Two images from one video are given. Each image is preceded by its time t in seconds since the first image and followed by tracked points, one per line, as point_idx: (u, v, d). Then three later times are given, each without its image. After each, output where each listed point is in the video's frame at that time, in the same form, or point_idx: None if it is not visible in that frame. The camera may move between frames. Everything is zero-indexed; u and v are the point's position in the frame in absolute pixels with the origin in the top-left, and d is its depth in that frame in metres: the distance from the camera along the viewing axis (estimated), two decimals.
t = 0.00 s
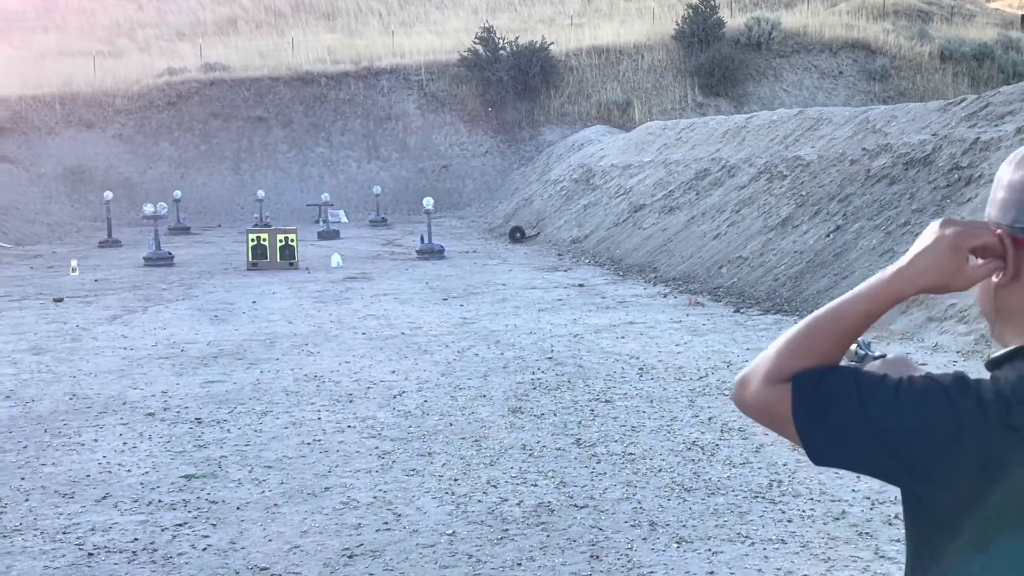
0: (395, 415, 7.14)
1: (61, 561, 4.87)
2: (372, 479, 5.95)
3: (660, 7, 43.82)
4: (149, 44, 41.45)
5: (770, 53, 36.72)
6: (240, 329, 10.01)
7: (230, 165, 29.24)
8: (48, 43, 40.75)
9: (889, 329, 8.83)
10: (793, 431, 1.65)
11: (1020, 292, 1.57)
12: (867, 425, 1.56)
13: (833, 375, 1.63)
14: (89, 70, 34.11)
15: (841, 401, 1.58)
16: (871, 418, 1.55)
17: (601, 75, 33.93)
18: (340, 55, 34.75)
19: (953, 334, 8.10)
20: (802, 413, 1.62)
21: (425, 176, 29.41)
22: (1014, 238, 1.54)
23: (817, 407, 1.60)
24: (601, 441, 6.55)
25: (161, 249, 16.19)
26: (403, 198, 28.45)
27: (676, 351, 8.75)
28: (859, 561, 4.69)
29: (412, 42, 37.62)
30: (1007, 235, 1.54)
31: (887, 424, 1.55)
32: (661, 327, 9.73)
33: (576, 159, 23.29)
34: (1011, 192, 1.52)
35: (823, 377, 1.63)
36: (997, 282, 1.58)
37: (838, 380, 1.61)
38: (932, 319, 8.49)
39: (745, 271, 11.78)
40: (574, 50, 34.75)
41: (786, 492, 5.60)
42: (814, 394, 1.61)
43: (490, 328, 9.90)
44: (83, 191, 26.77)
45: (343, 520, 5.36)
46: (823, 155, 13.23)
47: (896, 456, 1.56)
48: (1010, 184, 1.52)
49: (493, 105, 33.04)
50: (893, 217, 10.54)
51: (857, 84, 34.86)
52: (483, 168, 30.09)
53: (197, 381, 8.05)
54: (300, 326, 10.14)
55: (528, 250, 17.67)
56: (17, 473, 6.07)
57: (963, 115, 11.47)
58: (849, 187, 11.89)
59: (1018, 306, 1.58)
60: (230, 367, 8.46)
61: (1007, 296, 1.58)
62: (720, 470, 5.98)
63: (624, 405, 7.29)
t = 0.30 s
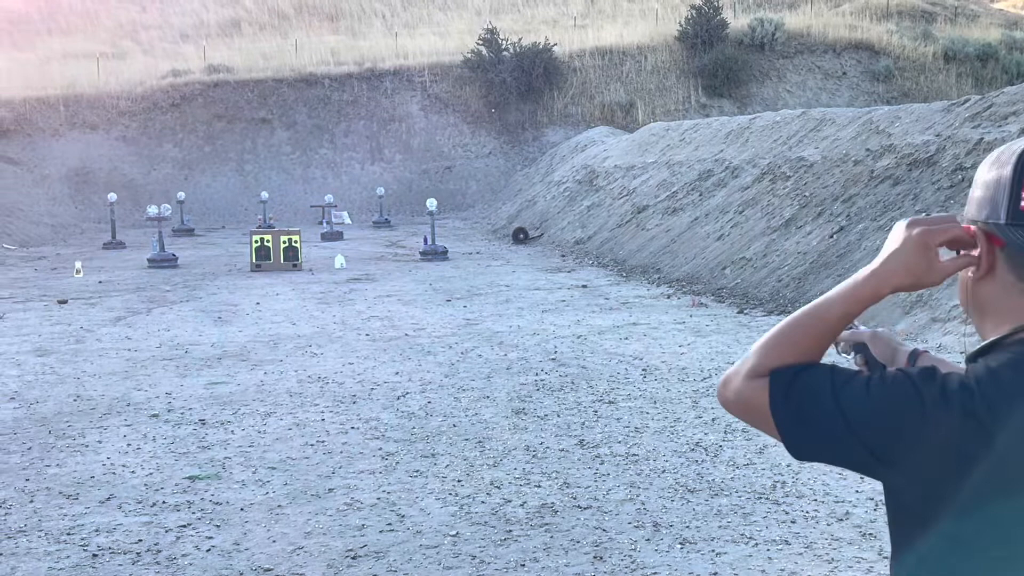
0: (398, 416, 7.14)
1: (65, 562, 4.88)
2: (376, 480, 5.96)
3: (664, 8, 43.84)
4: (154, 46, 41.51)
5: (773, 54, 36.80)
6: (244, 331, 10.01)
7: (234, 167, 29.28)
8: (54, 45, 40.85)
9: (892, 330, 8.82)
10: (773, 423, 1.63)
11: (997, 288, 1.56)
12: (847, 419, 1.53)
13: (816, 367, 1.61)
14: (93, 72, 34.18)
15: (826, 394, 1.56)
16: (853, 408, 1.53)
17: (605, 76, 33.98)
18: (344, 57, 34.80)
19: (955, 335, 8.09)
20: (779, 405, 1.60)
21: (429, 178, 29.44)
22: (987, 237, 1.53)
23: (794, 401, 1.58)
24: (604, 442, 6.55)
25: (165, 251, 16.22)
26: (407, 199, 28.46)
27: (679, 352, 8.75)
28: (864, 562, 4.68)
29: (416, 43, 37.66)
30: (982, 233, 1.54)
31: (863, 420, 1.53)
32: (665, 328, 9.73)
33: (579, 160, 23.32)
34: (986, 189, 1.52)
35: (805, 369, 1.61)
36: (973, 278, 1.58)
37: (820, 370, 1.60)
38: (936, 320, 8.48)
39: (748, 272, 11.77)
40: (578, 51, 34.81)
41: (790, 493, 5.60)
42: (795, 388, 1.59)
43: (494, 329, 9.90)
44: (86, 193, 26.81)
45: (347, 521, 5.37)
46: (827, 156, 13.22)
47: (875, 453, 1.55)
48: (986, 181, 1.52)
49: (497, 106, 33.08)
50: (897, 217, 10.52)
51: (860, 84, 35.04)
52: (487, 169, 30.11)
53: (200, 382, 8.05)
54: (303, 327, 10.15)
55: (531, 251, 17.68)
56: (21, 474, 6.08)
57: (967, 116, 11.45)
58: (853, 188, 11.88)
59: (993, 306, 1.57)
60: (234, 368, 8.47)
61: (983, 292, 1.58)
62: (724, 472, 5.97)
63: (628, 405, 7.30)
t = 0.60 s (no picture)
0: (400, 419, 7.14)
1: (66, 564, 4.87)
2: (377, 483, 5.96)
3: (666, 10, 43.78)
4: (156, 49, 41.53)
5: (775, 56, 36.77)
6: (246, 333, 10.01)
7: (236, 169, 29.28)
8: (56, 47, 40.87)
9: (895, 332, 8.82)
10: (778, 432, 1.79)
11: (994, 291, 1.70)
12: (834, 424, 1.68)
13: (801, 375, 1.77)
14: (95, 74, 34.18)
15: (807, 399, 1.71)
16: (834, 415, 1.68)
17: (606, 79, 33.94)
18: (345, 60, 34.79)
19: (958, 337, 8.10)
20: (783, 410, 1.75)
21: (430, 180, 29.40)
22: (988, 240, 1.67)
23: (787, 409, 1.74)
24: (606, 444, 6.54)
25: (167, 254, 16.22)
26: (409, 201, 28.42)
27: (681, 354, 8.75)
28: (865, 564, 4.69)
29: (417, 45, 37.64)
30: (981, 235, 1.69)
31: (852, 424, 1.67)
32: (667, 331, 9.74)
33: (581, 162, 23.28)
34: (985, 192, 1.68)
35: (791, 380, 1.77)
36: (974, 280, 1.72)
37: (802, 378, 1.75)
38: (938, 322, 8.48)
39: (750, 274, 11.77)
40: (579, 54, 34.77)
41: (791, 495, 5.60)
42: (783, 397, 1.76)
43: (496, 332, 9.89)
44: (88, 195, 26.81)
45: (349, 523, 5.37)
46: (829, 158, 13.22)
47: (872, 452, 1.69)
48: (985, 184, 1.69)
49: (498, 109, 33.05)
50: (898, 220, 10.52)
51: (862, 86, 35.01)
52: (489, 171, 30.05)
53: (202, 385, 8.05)
54: (305, 330, 10.14)
55: (533, 253, 17.66)
56: (23, 477, 6.08)
57: (969, 118, 11.45)
58: (855, 190, 11.88)
59: (992, 307, 1.70)
60: (236, 371, 8.46)
61: (982, 294, 1.72)
62: (726, 473, 5.98)
63: (629, 408, 7.30)
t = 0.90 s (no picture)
0: (400, 422, 7.14)
1: (67, 567, 4.87)
2: (378, 486, 5.95)
3: (667, 13, 43.80)
4: (157, 52, 41.58)
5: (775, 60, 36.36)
6: (247, 336, 10.01)
7: (237, 172, 29.30)
8: (56, 50, 40.89)
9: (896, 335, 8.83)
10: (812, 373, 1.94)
11: (986, 292, 1.75)
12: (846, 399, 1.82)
13: (837, 329, 1.91)
14: (95, 77, 34.22)
15: (825, 368, 1.87)
16: (843, 391, 1.82)
17: (607, 82, 33.97)
18: (346, 63, 34.83)
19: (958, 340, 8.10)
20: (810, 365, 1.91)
21: (431, 183, 29.41)
22: (982, 241, 1.72)
23: (813, 364, 1.91)
24: (606, 447, 6.54)
25: (168, 257, 16.22)
26: (410, 204, 28.43)
27: (681, 357, 8.75)
28: (866, 567, 4.69)
29: (418, 49, 37.68)
30: (976, 236, 1.74)
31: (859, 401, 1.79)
32: (667, 333, 9.74)
33: (582, 165, 23.29)
34: (983, 193, 1.72)
35: (824, 335, 1.92)
36: (967, 281, 1.77)
37: (834, 335, 1.90)
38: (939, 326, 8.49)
39: (751, 276, 11.77)
40: (580, 57, 34.80)
41: (792, 499, 5.60)
42: (813, 356, 1.92)
43: (497, 335, 9.89)
44: (88, 198, 26.82)
45: (349, 526, 5.37)
46: (829, 161, 13.23)
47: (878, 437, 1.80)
48: (983, 186, 1.73)
49: (499, 112, 33.07)
50: (899, 223, 10.52)
51: (863, 90, 35.06)
52: (490, 174, 30.07)
53: (203, 388, 8.05)
54: (306, 333, 10.14)
55: (533, 256, 17.67)
56: (24, 480, 6.08)
57: (969, 122, 11.45)
58: (856, 193, 11.88)
59: (982, 305, 1.76)
60: (237, 374, 8.46)
61: (973, 295, 1.77)
62: (727, 476, 5.98)
63: (630, 411, 7.30)
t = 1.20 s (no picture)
0: (399, 425, 7.13)
1: (65, 571, 4.86)
2: (377, 489, 5.95)
3: (666, 16, 43.79)
4: (156, 55, 41.59)
5: (775, 63, 36.64)
6: (246, 340, 10.00)
7: (237, 175, 29.30)
8: (56, 53, 40.92)
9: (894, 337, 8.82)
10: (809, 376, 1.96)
11: (972, 300, 1.80)
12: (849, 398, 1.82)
13: (835, 338, 1.94)
14: (95, 80, 34.23)
15: (825, 373, 1.89)
16: (842, 394, 1.83)
17: (607, 85, 34.01)
18: (346, 66, 34.86)
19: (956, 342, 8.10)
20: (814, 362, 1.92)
21: (430, 186, 29.41)
22: (965, 250, 1.78)
23: (812, 372, 1.94)
24: (606, 450, 6.54)
25: (168, 260, 16.21)
26: (409, 207, 28.42)
27: (681, 361, 8.75)
28: (865, 571, 4.68)
29: (418, 52, 37.70)
30: (960, 245, 1.79)
31: (863, 400, 1.80)
32: (667, 337, 9.74)
33: (582, 169, 23.31)
34: (963, 203, 1.77)
35: (822, 343, 1.94)
36: (955, 288, 1.83)
37: (832, 342, 1.93)
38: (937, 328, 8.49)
39: (750, 279, 11.77)
40: (580, 60, 34.83)
41: (791, 502, 5.60)
42: (812, 362, 1.94)
43: (495, 338, 9.89)
44: (88, 202, 26.81)
45: (349, 530, 5.36)
46: (828, 165, 13.25)
47: (882, 436, 1.80)
48: (965, 193, 1.77)
49: (499, 115, 33.09)
50: (898, 226, 10.52)
51: (862, 94, 35.13)
52: (489, 177, 30.08)
53: (203, 391, 8.04)
54: (306, 336, 10.13)
55: (533, 260, 17.67)
56: (23, 483, 6.07)
57: (968, 125, 11.46)
58: (855, 196, 11.88)
59: (968, 311, 1.81)
60: (236, 378, 8.45)
61: (961, 301, 1.83)
62: (726, 480, 5.97)
63: (629, 414, 7.29)
